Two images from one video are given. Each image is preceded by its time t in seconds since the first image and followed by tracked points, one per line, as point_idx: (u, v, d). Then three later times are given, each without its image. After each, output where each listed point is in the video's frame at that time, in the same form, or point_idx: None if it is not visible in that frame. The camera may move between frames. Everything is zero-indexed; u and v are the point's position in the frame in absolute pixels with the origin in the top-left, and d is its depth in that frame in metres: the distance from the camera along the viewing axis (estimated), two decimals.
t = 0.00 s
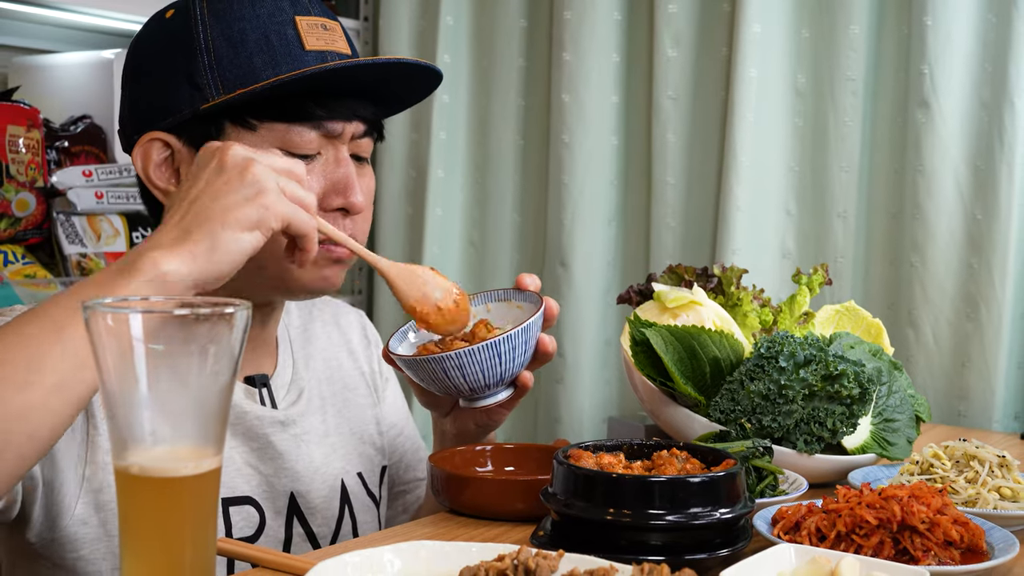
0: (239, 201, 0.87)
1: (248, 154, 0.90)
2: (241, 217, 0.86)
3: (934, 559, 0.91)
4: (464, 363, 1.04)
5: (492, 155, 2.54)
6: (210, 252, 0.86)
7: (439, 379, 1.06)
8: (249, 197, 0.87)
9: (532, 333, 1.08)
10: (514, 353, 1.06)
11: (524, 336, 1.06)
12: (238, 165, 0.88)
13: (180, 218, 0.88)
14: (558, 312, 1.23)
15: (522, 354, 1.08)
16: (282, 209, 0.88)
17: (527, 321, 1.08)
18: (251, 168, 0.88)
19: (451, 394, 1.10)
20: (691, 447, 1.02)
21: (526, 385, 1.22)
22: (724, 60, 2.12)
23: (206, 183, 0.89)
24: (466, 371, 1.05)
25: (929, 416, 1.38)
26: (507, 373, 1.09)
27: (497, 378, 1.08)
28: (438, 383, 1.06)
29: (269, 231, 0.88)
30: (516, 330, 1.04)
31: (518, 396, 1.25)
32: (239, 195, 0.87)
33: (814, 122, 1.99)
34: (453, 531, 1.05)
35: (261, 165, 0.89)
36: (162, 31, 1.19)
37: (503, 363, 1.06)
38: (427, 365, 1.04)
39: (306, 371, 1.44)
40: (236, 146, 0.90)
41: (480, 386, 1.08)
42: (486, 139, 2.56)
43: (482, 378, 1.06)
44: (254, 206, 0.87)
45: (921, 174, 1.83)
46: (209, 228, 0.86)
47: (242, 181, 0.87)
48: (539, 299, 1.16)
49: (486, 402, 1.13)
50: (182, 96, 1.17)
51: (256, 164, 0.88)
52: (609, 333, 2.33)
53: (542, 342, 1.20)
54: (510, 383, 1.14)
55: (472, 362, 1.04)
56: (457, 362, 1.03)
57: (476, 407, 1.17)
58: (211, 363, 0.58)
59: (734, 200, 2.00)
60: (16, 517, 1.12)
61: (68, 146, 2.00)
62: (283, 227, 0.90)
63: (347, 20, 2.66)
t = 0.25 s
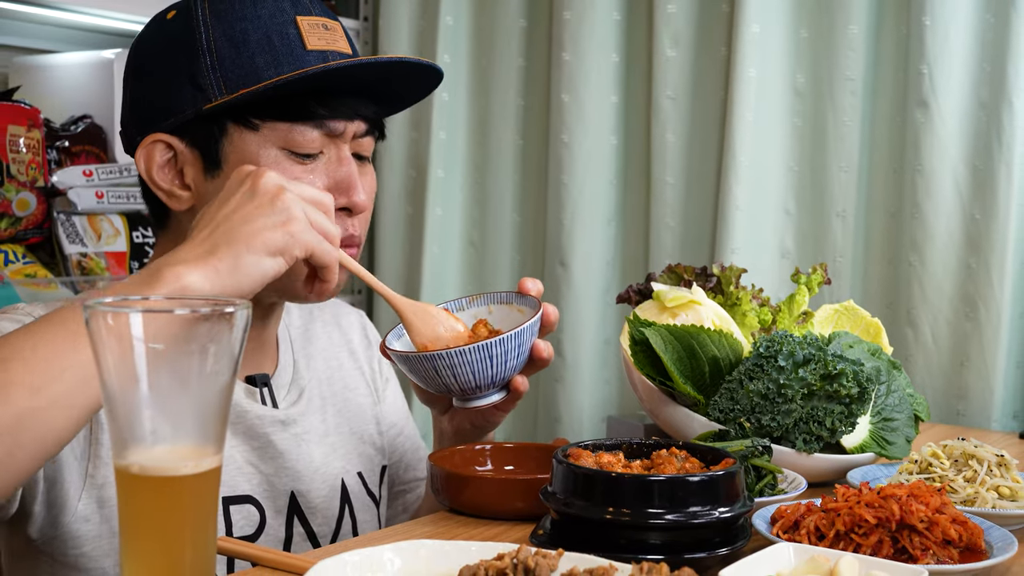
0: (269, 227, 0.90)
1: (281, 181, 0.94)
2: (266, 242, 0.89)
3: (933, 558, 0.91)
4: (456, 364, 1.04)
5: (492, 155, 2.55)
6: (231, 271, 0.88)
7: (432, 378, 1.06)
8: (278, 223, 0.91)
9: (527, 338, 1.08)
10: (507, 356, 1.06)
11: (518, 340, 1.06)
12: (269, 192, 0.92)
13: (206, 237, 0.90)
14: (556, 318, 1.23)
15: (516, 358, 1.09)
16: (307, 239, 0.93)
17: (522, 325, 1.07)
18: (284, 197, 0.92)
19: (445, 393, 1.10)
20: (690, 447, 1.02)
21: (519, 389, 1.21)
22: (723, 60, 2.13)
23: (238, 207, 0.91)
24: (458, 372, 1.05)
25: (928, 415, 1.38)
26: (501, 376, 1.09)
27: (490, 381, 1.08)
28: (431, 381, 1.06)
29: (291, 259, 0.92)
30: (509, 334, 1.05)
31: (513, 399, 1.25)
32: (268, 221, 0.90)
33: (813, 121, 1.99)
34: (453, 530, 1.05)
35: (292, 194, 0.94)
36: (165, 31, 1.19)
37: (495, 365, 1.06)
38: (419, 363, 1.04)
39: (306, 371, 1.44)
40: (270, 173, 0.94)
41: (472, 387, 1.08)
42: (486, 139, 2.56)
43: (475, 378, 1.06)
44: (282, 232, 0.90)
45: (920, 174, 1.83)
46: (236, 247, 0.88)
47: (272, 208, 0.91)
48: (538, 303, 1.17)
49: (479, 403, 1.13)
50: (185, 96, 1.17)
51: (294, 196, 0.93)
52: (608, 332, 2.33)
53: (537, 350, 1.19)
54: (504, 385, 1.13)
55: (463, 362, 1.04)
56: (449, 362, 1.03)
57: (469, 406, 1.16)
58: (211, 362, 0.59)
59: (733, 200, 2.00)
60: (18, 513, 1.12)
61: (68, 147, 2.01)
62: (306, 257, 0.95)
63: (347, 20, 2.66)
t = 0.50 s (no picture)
0: (279, 232, 0.90)
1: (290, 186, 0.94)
2: (274, 246, 0.89)
3: (932, 557, 0.91)
4: (458, 362, 1.04)
5: (492, 154, 2.55)
6: (241, 273, 0.87)
7: (433, 375, 1.06)
8: (286, 227, 0.91)
9: (530, 338, 1.08)
10: (509, 357, 1.07)
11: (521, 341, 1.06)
12: (278, 196, 0.92)
13: (215, 239, 0.89)
14: (557, 321, 1.23)
15: (517, 359, 1.09)
16: (315, 244, 0.93)
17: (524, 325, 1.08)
18: (295, 201, 0.92)
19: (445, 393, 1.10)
20: (689, 446, 1.02)
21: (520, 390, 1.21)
22: (721, 59, 2.13)
23: (246, 210, 0.91)
24: (460, 371, 1.05)
25: (927, 414, 1.38)
26: (503, 376, 1.09)
27: (492, 381, 1.08)
28: (432, 379, 1.06)
29: (299, 263, 0.92)
30: (512, 334, 1.05)
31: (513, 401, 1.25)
32: (277, 224, 0.90)
33: (812, 121, 2.00)
34: (452, 529, 1.05)
35: (302, 199, 0.94)
36: (172, 31, 1.19)
37: (498, 365, 1.06)
38: (421, 361, 1.04)
39: (307, 371, 1.44)
40: (279, 177, 0.94)
41: (473, 386, 1.08)
42: (486, 139, 2.56)
43: (477, 378, 1.06)
44: (291, 236, 0.90)
45: (919, 174, 1.84)
46: (245, 250, 0.88)
47: (281, 211, 0.91)
48: (540, 305, 1.17)
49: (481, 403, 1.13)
50: (192, 96, 1.17)
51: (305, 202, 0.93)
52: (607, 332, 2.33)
53: (539, 351, 1.19)
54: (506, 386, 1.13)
55: (466, 361, 1.04)
56: (451, 360, 1.03)
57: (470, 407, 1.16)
58: (212, 361, 0.59)
59: (732, 199, 2.00)
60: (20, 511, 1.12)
61: (68, 146, 2.01)
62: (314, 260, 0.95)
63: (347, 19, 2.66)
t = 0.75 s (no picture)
0: (280, 228, 0.90)
1: (295, 178, 0.93)
2: (276, 242, 0.90)
3: (930, 556, 0.92)
4: (457, 364, 1.04)
5: (491, 154, 2.55)
6: (246, 275, 0.89)
7: (433, 379, 1.06)
8: (290, 226, 0.91)
9: (525, 337, 1.08)
10: (505, 355, 1.07)
11: (516, 339, 1.06)
12: (280, 192, 0.91)
13: (219, 238, 0.90)
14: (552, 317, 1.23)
15: (514, 356, 1.09)
16: (319, 237, 0.93)
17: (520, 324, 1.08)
18: (296, 197, 0.92)
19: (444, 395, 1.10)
20: (689, 445, 1.02)
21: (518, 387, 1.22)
22: (720, 60, 2.13)
23: (248, 207, 0.91)
24: (459, 372, 1.05)
25: (925, 413, 1.39)
26: (500, 374, 1.09)
27: (490, 380, 1.09)
28: (432, 383, 1.06)
29: (304, 257, 0.93)
30: (508, 333, 1.05)
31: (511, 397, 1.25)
32: (280, 222, 0.90)
33: (811, 121, 2.00)
34: (452, 528, 1.06)
35: (304, 190, 0.93)
36: (178, 31, 1.19)
37: (495, 364, 1.06)
38: (421, 366, 1.04)
39: (308, 370, 1.44)
40: (282, 168, 0.94)
41: (472, 387, 1.08)
42: (485, 139, 2.57)
43: (476, 378, 1.06)
44: (291, 233, 0.91)
45: (917, 173, 1.84)
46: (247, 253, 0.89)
47: (285, 210, 0.91)
48: (532, 301, 1.16)
49: (479, 402, 1.13)
50: (198, 96, 1.17)
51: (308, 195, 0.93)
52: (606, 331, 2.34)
53: (534, 346, 1.20)
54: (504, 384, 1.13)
55: (465, 363, 1.04)
56: (450, 364, 1.03)
57: (468, 406, 1.16)
58: (212, 361, 0.59)
59: (732, 199, 2.00)
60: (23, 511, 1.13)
61: (68, 146, 2.01)
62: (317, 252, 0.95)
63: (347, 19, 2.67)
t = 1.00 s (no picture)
0: (243, 210, 0.88)
1: (259, 155, 0.91)
2: (244, 224, 0.88)
3: (929, 555, 0.92)
4: (459, 358, 1.04)
5: (491, 154, 2.55)
6: (216, 261, 0.88)
7: (433, 369, 1.06)
8: (251, 203, 0.88)
9: (532, 341, 1.08)
10: (511, 357, 1.07)
11: (525, 342, 1.07)
12: (240, 170, 0.89)
13: (188, 229, 0.90)
14: (560, 326, 1.23)
15: (520, 361, 1.09)
16: (286, 213, 0.90)
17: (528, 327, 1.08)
18: (256, 174, 0.89)
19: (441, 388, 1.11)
20: (688, 444, 1.02)
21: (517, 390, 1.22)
22: (719, 60, 2.14)
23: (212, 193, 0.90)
24: (461, 366, 1.05)
25: (924, 413, 1.39)
26: (504, 377, 1.09)
27: (492, 380, 1.09)
28: (431, 373, 1.07)
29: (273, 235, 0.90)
30: (517, 334, 1.05)
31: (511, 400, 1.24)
32: (242, 202, 0.88)
33: (809, 120, 2.00)
34: (452, 527, 1.06)
35: (267, 165, 0.91)
36: (184, 29, 1.19)
37: (499, 366, 1.06)
38: (422, 354, 1.05)
39: (308, 370, 1.45)
40: (244, 147, 0.91)
41: (472, 385, 1.08)
42: (485, 139, 2.57)
43: (477, 377, 1.06)
44: (256, 214, 0.88)
45: (916, 173, 1.84)
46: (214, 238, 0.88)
47: (245, 187, 0.88)
48: (545, 310, 1.17)
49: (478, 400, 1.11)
50: (202, 95, 1.17)
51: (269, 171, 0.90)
52: (605, 331, 2.34)
53: (539, 353, 1.19)
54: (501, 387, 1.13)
55: (467, 358, 1.04)
56: (452, 356, 1.04)
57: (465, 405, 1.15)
58: (212, 360, 0.59)
59: (731, 199, 2.01)
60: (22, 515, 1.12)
61: (69, 145, 2.01)
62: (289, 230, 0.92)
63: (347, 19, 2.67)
